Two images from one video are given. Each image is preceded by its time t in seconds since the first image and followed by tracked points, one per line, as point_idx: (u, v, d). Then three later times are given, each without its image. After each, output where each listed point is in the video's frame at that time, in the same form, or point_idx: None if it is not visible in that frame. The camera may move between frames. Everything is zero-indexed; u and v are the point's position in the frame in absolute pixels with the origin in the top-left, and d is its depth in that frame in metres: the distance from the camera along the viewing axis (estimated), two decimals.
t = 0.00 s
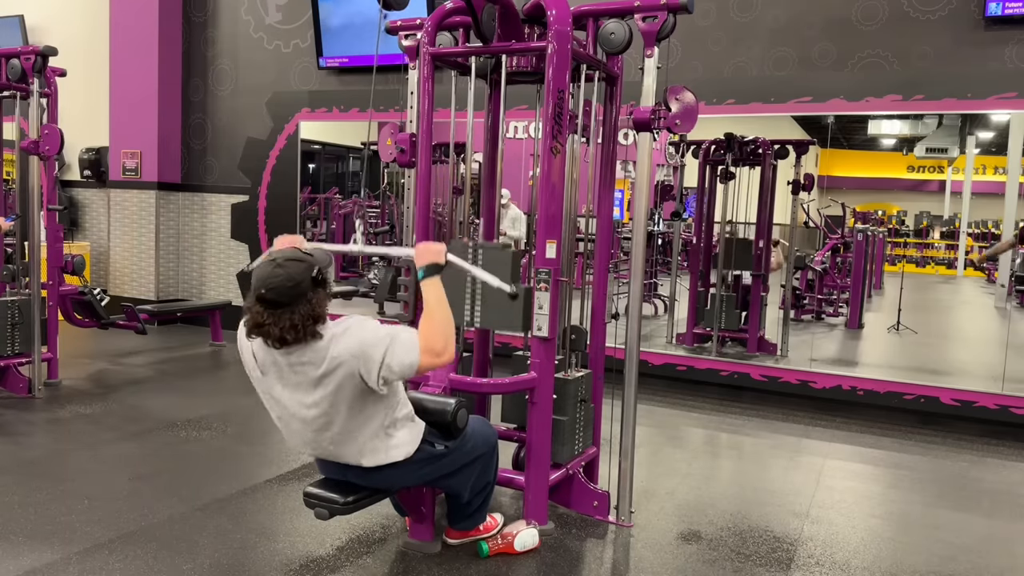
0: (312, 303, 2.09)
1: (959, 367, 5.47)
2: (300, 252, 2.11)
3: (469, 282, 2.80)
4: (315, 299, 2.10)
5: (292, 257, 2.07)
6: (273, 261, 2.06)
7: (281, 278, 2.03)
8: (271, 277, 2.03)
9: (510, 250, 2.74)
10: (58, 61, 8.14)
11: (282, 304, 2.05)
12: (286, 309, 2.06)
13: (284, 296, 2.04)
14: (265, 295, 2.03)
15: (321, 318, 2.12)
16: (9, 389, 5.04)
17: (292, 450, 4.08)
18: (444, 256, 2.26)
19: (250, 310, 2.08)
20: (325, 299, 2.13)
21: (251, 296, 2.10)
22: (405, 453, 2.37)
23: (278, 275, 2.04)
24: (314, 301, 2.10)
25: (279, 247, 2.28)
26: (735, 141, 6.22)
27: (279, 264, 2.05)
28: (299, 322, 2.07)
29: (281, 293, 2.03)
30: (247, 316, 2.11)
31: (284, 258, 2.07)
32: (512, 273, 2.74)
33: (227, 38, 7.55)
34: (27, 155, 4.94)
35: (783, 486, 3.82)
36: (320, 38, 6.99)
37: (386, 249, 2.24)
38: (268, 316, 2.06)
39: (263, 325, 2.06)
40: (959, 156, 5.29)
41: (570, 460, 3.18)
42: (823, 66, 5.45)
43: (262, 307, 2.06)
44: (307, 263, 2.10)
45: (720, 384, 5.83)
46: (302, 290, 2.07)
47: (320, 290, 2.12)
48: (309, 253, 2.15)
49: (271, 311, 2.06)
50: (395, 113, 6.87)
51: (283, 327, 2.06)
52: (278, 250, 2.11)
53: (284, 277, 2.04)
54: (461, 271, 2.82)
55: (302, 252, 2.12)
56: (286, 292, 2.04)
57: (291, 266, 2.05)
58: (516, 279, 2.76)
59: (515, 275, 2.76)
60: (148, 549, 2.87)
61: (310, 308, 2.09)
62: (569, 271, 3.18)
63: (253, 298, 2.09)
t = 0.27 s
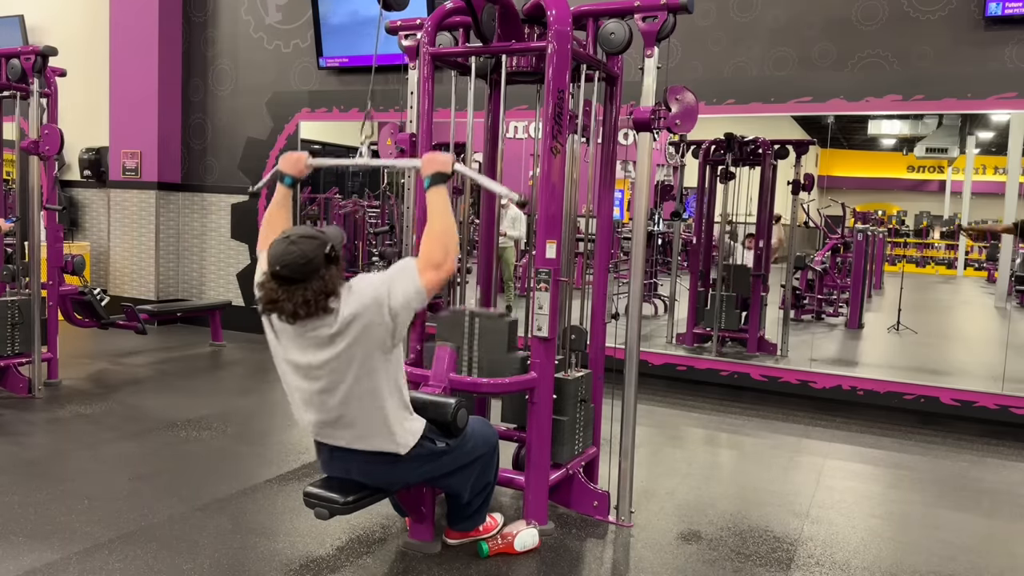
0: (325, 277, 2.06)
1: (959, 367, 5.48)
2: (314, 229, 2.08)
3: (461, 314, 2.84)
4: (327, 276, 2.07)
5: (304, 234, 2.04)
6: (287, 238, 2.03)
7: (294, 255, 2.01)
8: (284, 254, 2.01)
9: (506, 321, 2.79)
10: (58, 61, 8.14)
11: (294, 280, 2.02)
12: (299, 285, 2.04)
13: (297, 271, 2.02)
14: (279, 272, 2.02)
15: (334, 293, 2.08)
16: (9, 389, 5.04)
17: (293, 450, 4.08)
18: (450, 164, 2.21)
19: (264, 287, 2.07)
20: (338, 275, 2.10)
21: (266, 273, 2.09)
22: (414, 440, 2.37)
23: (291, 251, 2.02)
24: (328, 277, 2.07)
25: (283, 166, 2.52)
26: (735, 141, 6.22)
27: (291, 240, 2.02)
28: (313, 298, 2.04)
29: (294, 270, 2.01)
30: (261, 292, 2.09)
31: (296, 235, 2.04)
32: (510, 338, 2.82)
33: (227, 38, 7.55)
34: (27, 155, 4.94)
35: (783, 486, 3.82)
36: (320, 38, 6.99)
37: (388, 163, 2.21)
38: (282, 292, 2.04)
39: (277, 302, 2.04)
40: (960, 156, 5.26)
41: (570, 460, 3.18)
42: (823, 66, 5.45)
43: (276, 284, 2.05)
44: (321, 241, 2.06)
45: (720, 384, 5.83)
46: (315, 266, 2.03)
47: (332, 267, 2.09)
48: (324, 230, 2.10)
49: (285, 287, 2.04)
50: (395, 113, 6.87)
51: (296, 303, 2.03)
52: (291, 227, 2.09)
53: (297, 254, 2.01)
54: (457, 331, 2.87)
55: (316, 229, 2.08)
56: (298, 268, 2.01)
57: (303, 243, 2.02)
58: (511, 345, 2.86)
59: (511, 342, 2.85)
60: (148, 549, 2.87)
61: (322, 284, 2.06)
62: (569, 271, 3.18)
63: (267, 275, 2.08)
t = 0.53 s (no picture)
0: (367, 251, 2.19)
1: (959, 367, 5.48)
2: (346, 209, 2.23)
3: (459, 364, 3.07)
4: (369, 249, 2.20)
5: (342, 216, 2.20)
6: (325, 223, 2.20)
7: (335, 236, 2.17)
8: (327, 237, 2.17)
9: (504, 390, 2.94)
10: (58, 61, 8.14)
11: (339, 258, 2.17)
12: (345, 262, 2.18)
13: (341, 249, 2.17)
14: (325, 253, 2.17)
15: (377, 260, 2.21)
16: (9, 389, 5.04)
17: (293, 450, 4.08)
18: (468, 103, 2.35)
19: (310, 266, 2.22)
20: (377, 245, 2.23)
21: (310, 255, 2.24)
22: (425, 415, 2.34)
23: (332, 234, 2.18)
24: (370, 250, 2.21)
25: (297, 105, 2.46)
26: (735, 141, 6.22)
27: (331, 224, 2.18)
28: (359, 271, 2.18)
29: (338, 248, 2.17)
30: (306, 271, 2.25)
31: (333, 219, 2.20)
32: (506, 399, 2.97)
33: (227, 38, 7.55)
34: (27, 155, 4.94)
35: (783, 486, 3.82)
36: (320, 38, 6.99)
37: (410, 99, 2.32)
38: (327, 269, 2.19)
39: (323, 278, 2.19)
40: (959, 156, 5.27)
41: (570, 460, 3.18)
42: (823, 66, 5.45)
43: (321, 263, 2.20)
44: (356, 218, 2.21)
45: (720, 384, 5.83)
46: (355, 243, 2.18)
47: (371, 239, 2.21)
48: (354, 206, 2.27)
49: (331, 265, 2.19)
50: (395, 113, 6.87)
51: (344, 278, 2.18)
52: (327, 210, 2.24)
53: (339, 235, 2.17)
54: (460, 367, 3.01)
55: (348, 209, 2.24)
56: (342, 247, 2.17)
57: (342, 224, 2.19)
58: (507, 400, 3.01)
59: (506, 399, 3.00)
60: (148, 549, 2.87)
61: (366, 257, 2.19)
62: (569, 272, 3.18)
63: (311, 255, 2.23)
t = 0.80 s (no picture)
0: (343, 268, 2.12)
1: (959, 367, 5.48)
2: (315, 225, 2.13)
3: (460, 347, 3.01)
4: (346, 267, 2.13)
5: (313, 235, 2.10)
6: (296, 244, 2.10)
7: (308, 258, 2.08)
8: (299, 260, 2.08)
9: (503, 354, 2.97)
10: (58, 61, 8.14)
11: (315, 280, 2.09)
12: (323, 284, 2.11)
13: (316, 270, 2.08)
14: (300, 276, 2.09)
15: (354, 278, 2.15)
16: (9, 389, 5.04)
17: (293, 450, 4.08)
18: (459, 120, 2.28)
19: (286, 289, 2.14)
20: (353, 259, 2.15)
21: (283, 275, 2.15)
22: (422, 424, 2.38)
23: (304, 256, 2.09)
24: (346, 267, 2.13)
25: (287, 122, 2.46)
26: (735, 141, 6.22)
27: (302, 246, 2.09)
28: (339, 291, 2.11)
29: (315, 269, 2.08)
30: (282, 293, 2.16)
31: (304, 239, 2.11)
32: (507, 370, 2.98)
33: (227, 38, 7.55)
34: (27, 155, 4.94)
35: (783, 486, 3.82)
36: (320, 38, 6.99)
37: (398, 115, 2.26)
38: (306, 292, 2.12)
39: (302, 301, 2.13)
40: (959, 156, 5.28)
41: (570, 460, 3.18)
42: (823, 66, 5.45)
43: (298, 285, 2.11)
44: (327, 234, 2.11)
45: (720, 384, 5.83)
46: (330, 262, 2.09)
47: (346, 253, 2.13)
48: (323, 219, 2.16)
49: (307, 287, 2.12)
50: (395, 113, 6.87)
51: (322, 300, 2.12)
52: (296, 229, 2.14)
53: (312, 256, 2.08)
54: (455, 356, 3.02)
55: (317, 224, 2.14)
56: (319, 269, 2.08)
57: (315, 244, 2.09)
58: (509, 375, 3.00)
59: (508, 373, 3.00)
60: (148, 549, 2.87)
61: (342, 275, 2.12)
62: (569, 272, 3.18)
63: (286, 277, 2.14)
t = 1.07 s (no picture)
0: (295, 323, 2.03)
1: (959, 367, 5.48)
2: (270, 271, 1.99)
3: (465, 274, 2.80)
4: (297, 318, 2.03)
5: (265, 281, 1.97)
6: (247, 289, 1.97)
7: (259, 305, 1.96)
8: (249, 307, 1.96)
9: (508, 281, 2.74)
10: (57, 61, 8.14)
11: (266, 329, 1.99)
12: (271, 333, 2.01)
13: (267, 318, 1.97)
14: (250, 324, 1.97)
15: (306, 333, 2.06)
16: (9, 389, 5.04)
17: (293, 450, 4.08)
18: (441, 216, 2.25)
19: (235, 337, 2.02)
20: (306, 314, 2.06)
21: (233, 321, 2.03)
22: (406, 452, 2.37)
23: (255, 303, 1.97)
24: (296, 318, 2.03)
25: (269, 211, 2.39)
26: (735, 141, 6.22)
27: (254, 291, 1.96)
28: (286, 344, 2.02)
29: (264, 319, 1.97)
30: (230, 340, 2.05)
31: (257, 284, 1.97)
32: (511, 301, 2.74)
33: (227, 38, 7.55)
34: (27, 155, 4.94)
35: (783, 486, 3.82)
36: (320, 38, 6.99)
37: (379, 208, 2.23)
38: (253, 342, 2.00)
39: (250, 351, 2.01)
40: (959, 156, 5.30)
41: (570, 460, 3.18)
42: (823, 66, 5.45)
43: (246, 333, 2.00)
44: (282, 281, 1.99)
45: (720, 384, 5.83)
46: (284, 311, 1.99)
47: (301, 303, 2.05)
48: (280, 266, 2.03)
49: (256, 335, 2.00)
50: (395, 113, 6.87)
51: (270, 351, 2.01)
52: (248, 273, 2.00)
53: (263, 304, 1.96)
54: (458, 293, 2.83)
55: (271, 269, 2.00)
56: (268, 318, 1.97)
57: (267, 290, 1.97)
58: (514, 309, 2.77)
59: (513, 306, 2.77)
60: (148, 549, 2.87)
61: (293, 327, 2.03)
62: (569, 271, 3.18)
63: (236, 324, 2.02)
